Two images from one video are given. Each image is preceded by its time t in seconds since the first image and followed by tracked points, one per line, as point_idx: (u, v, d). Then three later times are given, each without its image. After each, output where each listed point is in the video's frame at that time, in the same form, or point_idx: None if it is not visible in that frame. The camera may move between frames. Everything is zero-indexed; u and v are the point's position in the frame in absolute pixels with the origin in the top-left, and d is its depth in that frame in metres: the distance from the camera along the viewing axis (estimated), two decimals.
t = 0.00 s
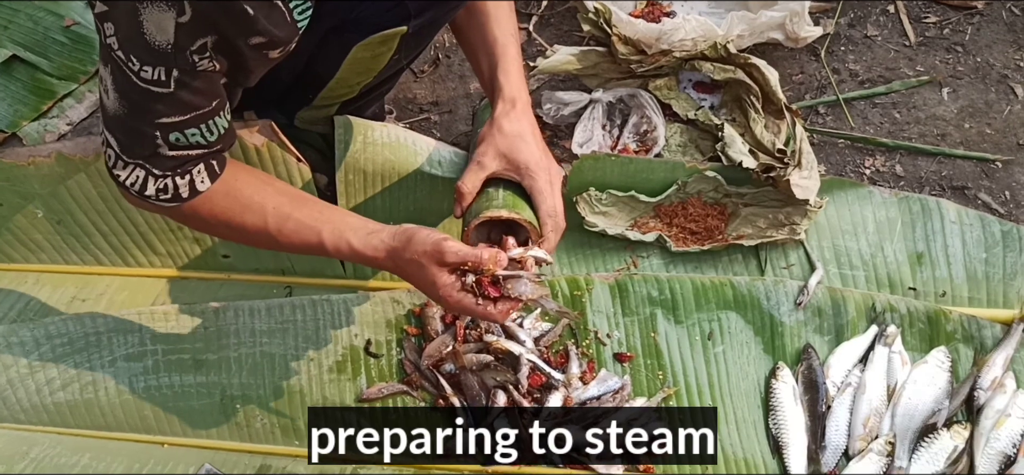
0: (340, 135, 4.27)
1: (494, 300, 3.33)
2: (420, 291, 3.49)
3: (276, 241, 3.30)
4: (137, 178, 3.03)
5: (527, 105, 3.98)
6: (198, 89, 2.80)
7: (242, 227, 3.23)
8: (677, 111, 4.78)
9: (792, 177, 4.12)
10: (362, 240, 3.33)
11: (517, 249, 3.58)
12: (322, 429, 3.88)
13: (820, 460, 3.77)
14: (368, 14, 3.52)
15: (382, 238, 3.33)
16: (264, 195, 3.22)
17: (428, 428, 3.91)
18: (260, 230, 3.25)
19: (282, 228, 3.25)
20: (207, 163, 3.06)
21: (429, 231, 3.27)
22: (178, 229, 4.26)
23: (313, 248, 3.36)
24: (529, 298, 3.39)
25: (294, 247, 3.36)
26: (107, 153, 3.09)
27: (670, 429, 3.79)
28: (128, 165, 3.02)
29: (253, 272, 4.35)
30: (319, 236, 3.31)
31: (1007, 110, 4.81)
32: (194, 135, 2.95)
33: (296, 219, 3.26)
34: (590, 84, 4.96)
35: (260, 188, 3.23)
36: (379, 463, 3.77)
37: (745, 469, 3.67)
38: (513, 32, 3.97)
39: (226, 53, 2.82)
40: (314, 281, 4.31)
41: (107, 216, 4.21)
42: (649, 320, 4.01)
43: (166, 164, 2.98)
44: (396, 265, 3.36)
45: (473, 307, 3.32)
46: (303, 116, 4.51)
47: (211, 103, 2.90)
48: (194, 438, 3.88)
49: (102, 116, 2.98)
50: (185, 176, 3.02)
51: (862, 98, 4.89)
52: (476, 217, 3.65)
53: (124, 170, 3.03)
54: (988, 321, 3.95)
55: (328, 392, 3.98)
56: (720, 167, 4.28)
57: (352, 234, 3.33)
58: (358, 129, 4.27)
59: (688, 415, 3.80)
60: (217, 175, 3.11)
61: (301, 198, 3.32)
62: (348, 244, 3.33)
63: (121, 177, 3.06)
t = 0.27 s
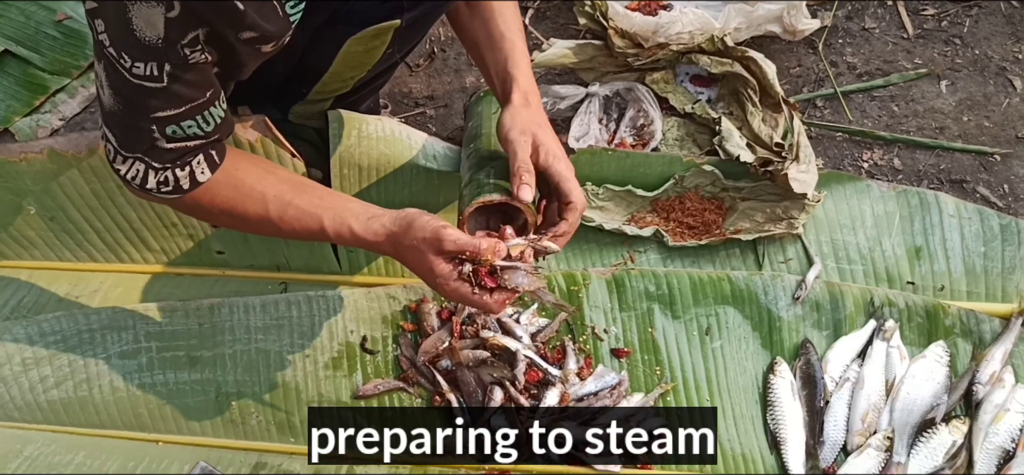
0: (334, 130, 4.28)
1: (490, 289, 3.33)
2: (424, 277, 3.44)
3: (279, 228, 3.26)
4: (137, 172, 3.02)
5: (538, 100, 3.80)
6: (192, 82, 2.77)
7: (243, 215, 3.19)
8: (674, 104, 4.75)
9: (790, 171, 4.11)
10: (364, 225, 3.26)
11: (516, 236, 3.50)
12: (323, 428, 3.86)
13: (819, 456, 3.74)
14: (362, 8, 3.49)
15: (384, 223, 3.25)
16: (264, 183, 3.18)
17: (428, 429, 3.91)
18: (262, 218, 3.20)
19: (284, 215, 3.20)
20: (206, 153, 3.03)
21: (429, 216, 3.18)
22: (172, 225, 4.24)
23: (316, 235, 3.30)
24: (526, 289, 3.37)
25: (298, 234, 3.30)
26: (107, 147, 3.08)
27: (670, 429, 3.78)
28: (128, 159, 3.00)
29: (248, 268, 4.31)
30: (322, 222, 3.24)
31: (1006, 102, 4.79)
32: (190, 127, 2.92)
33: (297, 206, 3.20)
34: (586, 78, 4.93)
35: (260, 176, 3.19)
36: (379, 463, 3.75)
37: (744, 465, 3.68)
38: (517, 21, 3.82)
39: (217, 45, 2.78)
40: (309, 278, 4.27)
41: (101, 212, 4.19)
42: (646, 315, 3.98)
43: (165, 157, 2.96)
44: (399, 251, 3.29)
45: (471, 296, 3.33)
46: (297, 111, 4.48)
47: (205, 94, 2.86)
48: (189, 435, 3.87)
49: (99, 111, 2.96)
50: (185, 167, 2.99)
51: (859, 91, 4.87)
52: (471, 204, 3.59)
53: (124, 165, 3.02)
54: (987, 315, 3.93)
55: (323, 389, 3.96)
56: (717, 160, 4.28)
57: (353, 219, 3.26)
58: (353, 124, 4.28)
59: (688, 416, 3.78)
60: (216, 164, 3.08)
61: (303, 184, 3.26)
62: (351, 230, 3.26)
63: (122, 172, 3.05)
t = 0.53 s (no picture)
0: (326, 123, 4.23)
1: (491, 269, 3.26)
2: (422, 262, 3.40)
3: (276, 216, 3.20)
4: (132, 165, 2.98)
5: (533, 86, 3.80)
6: (182, 73, 2.72)
7: (238, 204, 3.13)
8: (671, 96, 4.69)
9: (787, 163, 4.06)
10: (362, 210, 3.22)
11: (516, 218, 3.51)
12: (322, 428, 3.83)
13: (817, 450, 3.72)
14: None
15: (382, 207, 3.22)
16: (259, 171, 3.13)
17: (429, 429, 3.86)
18: (257, 206, 3.15)
19: (280, 202, 3.15)
20: (200, 143, 2.97)
21: (428, 199, 3.16)
22: (164, 219, 4.22)
23: (313, 221, 3.25)
24: (528, 267, 3.31)
25: (294, 221, 3.25)
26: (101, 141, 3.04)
27: (670, 429, 3.75)
28: (121, 152, 2.97)
29: (242, 262, 4.28)
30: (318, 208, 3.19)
31: (1004, 93, 4.76)
32: (183, 118, 2.87)
33: (293, 193, 3.16)
34: (582, 70, 4.89)
35: (255, 164, 3.14)
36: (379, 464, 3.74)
37: (742, 458, 3.67)
38: (510, 12, 3.79)
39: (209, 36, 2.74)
40: (304, 271, 4.24)
41: (93, 207, 4.15)
42: (643, 308, 3.95)
43: (159, 148, 2.91)
44: (397, 235, 3.25)
45: (472, 278, 3.28)
46: (291, 104, 4.43)
47: (197, 84, 2.82)
48: (184, 431, 3.84)
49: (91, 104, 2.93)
50: (179, 158, 2.93)
51: (858, 83, 4.83)
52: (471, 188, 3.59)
53: (118, 158, 2.99)
54: (986, 307, 3.91)
55: (319, 384, 3.93)
56: (714, 152, 4.25)
57: (350, 204, 3.22)
58: (344, 116, 4.23)
59: (687, 415, 3.76)
60: (211, 153, 3.02)
61: (298, 171, 3.22)
62: (348, 215, 3.22)
63: (116, 165, 3.01)
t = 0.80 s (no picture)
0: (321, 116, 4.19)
1: (485, 264, 3.26)
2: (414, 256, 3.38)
3: (267, 210, 3.16)
4: (122, 159, 2.95)
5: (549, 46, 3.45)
6: (172, 66, 2.67)
7: (229, 198, 3.09)
8: (668, 88, 4.67)
9: (786, 155, 4.04)
10: (355, 204, 3.19)
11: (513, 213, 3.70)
12: (322, 428, 3.80)
13: (816, 444, 3.71)
14: None
15: (376, 202, 3.19)
16: (251, 165, 3.09)
17: (427, 428, 3.82)
18: (249, 199, 3.11)
19: (272, 196, 3.11)
20: (192, 136, 2.93)
21: (422, 192, 3.14)
22: (157, 214, 4.18)
23: (304, 216, 3.22)
24: (522, 262, 3.35)
25: (285, 216, 3.21)
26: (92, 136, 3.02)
27: (670, 429, 3.73)
28: (112, 146, 2.93)
29: (236, 257, 4.24)
30: (311, 202, 3.16)
31: (1003, 85, 4.73)
32: (174, 112, 2.82)
33: (286, 187, 3.12)
34: (579, 62, 4.85)
35: (248, 157, 3.09)
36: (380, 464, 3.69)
37: (740, 453, 3.66)
38: None
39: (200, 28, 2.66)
40: (298, 266, 4.20)
41: (85, 202, 4.11)
42: (640, 303, 3.92)
43: (150, 142, 2.87)
44: (390, 230, 3.23)
45: (466, 274, 3.26)
46: (285, 97, 4.40)
47: (189, 77, 2.76)
48: (178, 428, 3.81)
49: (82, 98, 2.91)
50: (170, 151, 2.89)
51: (856, 74, 4.80)
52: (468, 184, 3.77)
53: (108, 152, 2.95)
54: (985, 300, 3.89)
55: (314, 380, 3.89)
56: (712, 145, 4.21)
57: (344, 198, 3.19)
58: (339, 109, 4.20)
59: (686, 415, 3.73)
60: (203, 147, 2.97)
61: (290, 165, 3.18)
62: (341, 210, 3.19)
63: (106, 159, 2.98)
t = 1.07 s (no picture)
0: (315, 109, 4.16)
1: (481, 254, 3.24)
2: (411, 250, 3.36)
3: (262, 206, 3.16)
4: (114, 161, 2.89)
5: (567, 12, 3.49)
6: (164, 69, 2.64)
7: (223, 195, 3.10)
8: (665, 80, 4.63)
9: (784, 146, 4.00)
10: (348, 197, 3.17)
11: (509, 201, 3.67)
12: (322, 429, 3.75)
13: (815, 438, 3.70)
14: None
15: (368, 194, 3.17)
16: (242, 161, 3.10)
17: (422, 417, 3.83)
18: (243, 196, 3.11)
19: (265, 192, 3.11)
20: (182, 136, 2.91)
21: (413, 184, 3.11)
22: (152, 207, 4.12)
23: (300, 211, 3.21)
24: (518, 250, 3.31)
25: (281, 211, 3.21)
26: (81, 137, 2.94)
27: (670, 428, 3.72)
28: (102, 148, 2.87)
29: (230, 251, 4.21)
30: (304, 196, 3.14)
31: (1003, 75, 4.70)
32: (167, 114, 2.78)
33: (278, 182, 3.12)
34: (575, 53, 4.80)
35: (238, 154, 3.10)
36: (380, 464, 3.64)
37: (739, 446, 3.66)
38: None
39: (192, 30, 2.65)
40: (293, 260, 4.18)
41: (77, 195, 4.06)
42: (638, 296, 3.90)
43: (141, 143, 2.83)
44: (385, 222, 3.20)
45: (462, 264, 3.24)
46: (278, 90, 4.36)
47: (181, 81, 2.74)
48: (173, 423, 3.79)
49: (70, 102, 2.83)
50: (162, 151, 2.87)
51: (854, 65, 4.77)
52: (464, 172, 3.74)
53: (100, 154, 2.88)
54: (984, 292, 3.86)
55: (309, 375, 3.87)
56: (709, 137, 4.16)
57: (337, 192, 3.17)
58: (333, 101, 4.16)
59: (686, 415, 3.72)
60: (194, 145, 2.96)
61: (282, 160, 3.18)
62: (335, 203, 3.17)
63: (98, 162, 2.91)
